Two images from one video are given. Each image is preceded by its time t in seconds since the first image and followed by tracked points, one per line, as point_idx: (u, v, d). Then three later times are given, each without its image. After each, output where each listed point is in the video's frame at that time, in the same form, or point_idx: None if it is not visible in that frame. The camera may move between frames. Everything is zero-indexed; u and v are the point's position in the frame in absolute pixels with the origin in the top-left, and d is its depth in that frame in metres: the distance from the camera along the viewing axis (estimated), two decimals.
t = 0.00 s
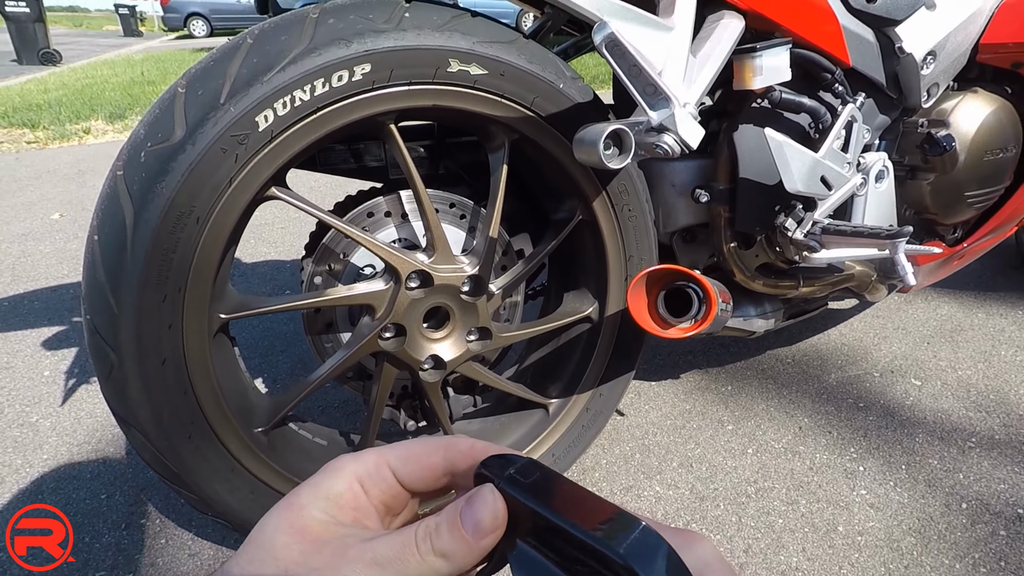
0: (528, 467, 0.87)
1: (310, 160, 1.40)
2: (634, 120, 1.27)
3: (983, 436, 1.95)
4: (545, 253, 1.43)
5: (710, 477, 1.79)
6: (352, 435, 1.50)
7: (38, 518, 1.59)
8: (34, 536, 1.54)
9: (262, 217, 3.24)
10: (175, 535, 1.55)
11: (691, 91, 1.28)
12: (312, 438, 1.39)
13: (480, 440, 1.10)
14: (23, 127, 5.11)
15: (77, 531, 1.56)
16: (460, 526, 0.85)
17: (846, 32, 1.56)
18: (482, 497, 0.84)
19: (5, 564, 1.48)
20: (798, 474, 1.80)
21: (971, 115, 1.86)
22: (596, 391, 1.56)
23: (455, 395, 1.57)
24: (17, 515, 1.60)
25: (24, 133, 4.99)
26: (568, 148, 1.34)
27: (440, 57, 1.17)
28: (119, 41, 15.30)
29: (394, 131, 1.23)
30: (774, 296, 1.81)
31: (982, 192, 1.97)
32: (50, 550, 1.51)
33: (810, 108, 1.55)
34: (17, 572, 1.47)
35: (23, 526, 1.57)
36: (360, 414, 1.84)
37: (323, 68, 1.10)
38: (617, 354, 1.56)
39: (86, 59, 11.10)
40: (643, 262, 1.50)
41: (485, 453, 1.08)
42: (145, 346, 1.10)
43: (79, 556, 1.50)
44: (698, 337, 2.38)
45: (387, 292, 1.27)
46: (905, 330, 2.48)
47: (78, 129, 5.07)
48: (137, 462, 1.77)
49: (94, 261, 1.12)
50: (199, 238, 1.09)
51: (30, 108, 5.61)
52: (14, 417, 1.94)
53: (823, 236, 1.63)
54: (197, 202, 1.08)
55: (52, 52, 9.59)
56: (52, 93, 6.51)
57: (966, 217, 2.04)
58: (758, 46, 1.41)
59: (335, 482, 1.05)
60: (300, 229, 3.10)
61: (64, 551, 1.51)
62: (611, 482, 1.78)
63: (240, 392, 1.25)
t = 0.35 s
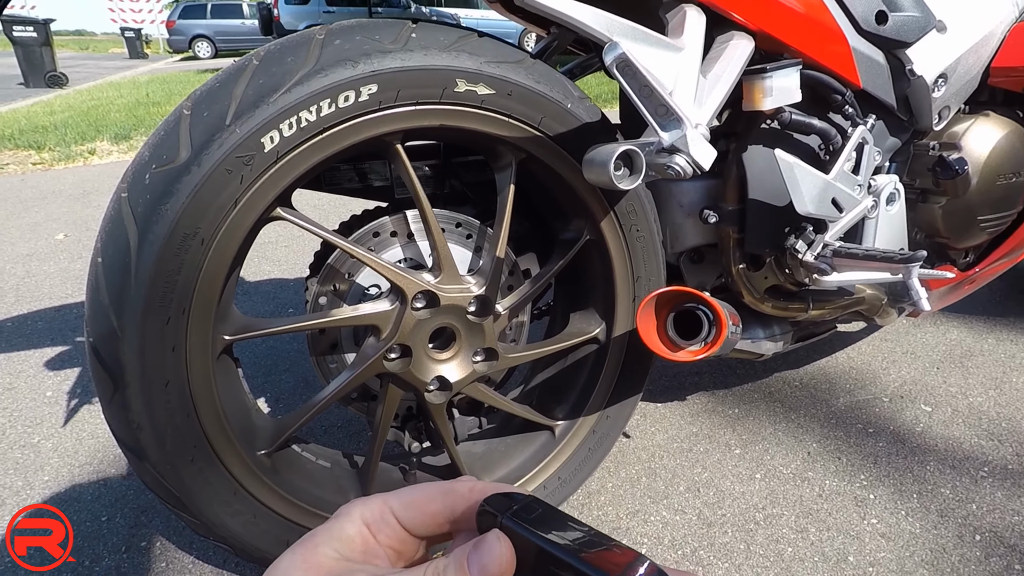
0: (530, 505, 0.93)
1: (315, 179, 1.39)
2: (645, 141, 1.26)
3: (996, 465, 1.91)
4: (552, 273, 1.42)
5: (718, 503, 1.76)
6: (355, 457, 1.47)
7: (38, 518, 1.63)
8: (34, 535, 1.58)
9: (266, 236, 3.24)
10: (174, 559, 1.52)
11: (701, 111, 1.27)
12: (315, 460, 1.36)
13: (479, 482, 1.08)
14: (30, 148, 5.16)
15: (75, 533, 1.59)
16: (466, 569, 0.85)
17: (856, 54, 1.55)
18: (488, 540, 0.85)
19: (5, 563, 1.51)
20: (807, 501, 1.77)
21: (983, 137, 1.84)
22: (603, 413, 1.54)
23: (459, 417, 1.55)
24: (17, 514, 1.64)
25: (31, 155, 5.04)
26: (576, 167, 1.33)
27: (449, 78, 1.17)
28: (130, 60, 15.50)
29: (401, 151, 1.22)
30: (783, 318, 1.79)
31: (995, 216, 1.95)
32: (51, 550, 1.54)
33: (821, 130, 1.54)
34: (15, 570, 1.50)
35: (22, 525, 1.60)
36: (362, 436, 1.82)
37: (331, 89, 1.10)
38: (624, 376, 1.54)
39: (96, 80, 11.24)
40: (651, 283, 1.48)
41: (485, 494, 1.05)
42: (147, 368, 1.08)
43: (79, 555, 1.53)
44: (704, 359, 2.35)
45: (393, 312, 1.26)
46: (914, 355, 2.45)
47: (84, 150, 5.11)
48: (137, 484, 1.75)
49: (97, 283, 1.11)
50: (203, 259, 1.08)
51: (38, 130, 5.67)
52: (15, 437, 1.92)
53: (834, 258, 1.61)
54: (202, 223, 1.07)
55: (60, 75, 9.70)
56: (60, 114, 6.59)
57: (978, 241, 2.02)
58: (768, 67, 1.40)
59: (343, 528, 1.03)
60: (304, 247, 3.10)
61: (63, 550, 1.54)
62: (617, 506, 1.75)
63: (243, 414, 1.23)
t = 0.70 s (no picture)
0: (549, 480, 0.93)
1: (322, 179, 1.39)
2: (653, 138, 1.25)
3: (1006, 463, 1.90)
4: (559, 271, 1.42)
5: (726, 501, 1.75)
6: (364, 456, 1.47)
7: (39, 518, 1.64)
8: (34, 535, 1.58)
9: (271, 236, 3.24)
10: (184, 558, 1.53)
11: (710, 108, 1.26)
12: (323, 459, 1.36)
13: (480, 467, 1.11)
14: (37, 150, 5.19)
15: (75, 531, 1.60)
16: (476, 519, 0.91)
17: (866, 50, 1.54)
18: (495, 492, 0.92)
19: (5, 563, 1.52)
20: (816, 499, 1.76)
21: (993, 134, 1.83)
22: (610, 412, 1.53)
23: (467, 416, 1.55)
24: (17, 514, 1.64)
25: (38, 157, 5.07)
26: (583, 165, 1.33)
27: (455, 76, 1.17)
28: (137, 63, 15.57)
29: (408, 150, 1.22)
30: (791, 315, 1.78)
31: (1006, 213, 1.94)
32: (50, 550, 1.55)
33: (830, 126, 1.53)
34: (16, 570, 1.51)
35: (22, 525, 1.61)
36: (370, 435, 1.82)
37: (338, 88, 1.10)
38: (632, 374, 1.53)
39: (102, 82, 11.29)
40: (658, 281, 1.48)
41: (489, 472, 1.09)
42: (157, 368, 1.09)
43: (79, 555, 1.53)
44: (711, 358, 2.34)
45: (400, 311, 1.26)
46: (923, 353, 2.43)
47: (90, 152, 5.14)
48: (146, 483, 1.76)
49: (106, 283, 1.12)
50: (212, 258, 1.08)
51: (44, 132, 5.70)
52: (25, 438, 1.93)
53: (843, 256, 1.60)
54: (211, 223, 1.07)
55: (65, 78, 9.75)
56: (66, 116, 6.63)
57: (988, 238, 2.00)
58: (777, 64, 1.39)
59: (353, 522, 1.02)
60: (310, 247, 3.11)
61: (63, 550, 1.55)
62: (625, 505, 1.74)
63: (252, 414, 1.23)
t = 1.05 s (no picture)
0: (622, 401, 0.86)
1: (321, 170, 1.39)
2: (654, 129, 1.24)
3: (1004, 456, 1.90)
4: (558, 264, 1.41)
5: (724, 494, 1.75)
6: (363, 449, 1.47)
7: (37, 518, 1.62)
8: (33, 535, 1.56)
9: (271, 230, 3.23)
10: (185, 552, 1.53)
11: (712, 99, 1.26)
12: (322, 451, 1.36)
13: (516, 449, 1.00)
14: (36, 144, 5.18)
15: (75, 531, 1.58)
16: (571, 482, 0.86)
17: (869, 43, 1.53)
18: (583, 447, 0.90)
19: (4, 563, 1.50)
20: (815, 492, 1.76)
21: (996, 129, 1.82)
22: (610, 404, 1.53)
23: (467, 408, 1.54)
24: (17, 515, 1.62)
25: (37, 151, 5.05)
26: (584, 157, 1.32)
27: (456, 65, 1.16)
28: (137, 57, 15.53)
29: (408, 141, 1.21)
30: (791, 309, 1.78)
31: (1007, 209, 1.93)
32: (50, 550, 1.53)
33: (832, 120, 1.53)
34: (15, 570, 1.49)
35: (22, 525, 1.59)
36: (370, 428, 1.82)
37: (337, 77, 1.09)
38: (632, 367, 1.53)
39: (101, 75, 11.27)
40: (659, 274, 1.47)
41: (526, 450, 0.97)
42: (155, 359, 1.08)
43: (78, 555, 1.52)
44: (711, 352, 2.34)
45: (398, 303, 1.25)
46: (923, 347, 2.43)
47: (90, 146, 5.13)
48: (146, 477, 1.76)
49: (103, 274, 1.11)
50: (209, 249, 1.08)
51: (44, 126, 5.69)
52: (25, 433, 1.93)
53: (843, 250, 1.58)
54: (209, 213, 1.06)
55: (65, 72, 9.68)
56: (66, 110, 6.61)
57: (989, 233, 1.99)
58: (779, 56, 1.39)
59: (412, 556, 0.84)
60: (311, 241, 3.10)
61: (63, 550, 1.53)
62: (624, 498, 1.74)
63: (251, 406, 1.23)
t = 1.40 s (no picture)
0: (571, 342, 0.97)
1: (297, 143, 1.36)
2: (634, 108, 1.24)
3: (962, 439, 1.96)
4: (537, 244, 1.41)
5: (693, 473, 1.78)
6: (337, 426, 1.46)
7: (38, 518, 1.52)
8: (33, 535, 1.48)
9: (245, 205, 3.17)
10: (153, 528, 1.50)
11: (693, 80, 1.26)
12: (294, 428, 1.35)
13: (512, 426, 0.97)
14: None
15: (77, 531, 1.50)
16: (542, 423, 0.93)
17: (848, 33, 1.54)
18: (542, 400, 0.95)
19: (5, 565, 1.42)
20: (782, 472, 1.80)
21: (966, 123, 1.85)
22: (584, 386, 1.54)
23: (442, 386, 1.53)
24: (17, 514, 1.53)
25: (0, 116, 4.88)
26: (565, 137, 1.31)
27: (437, 37, 1.14)
28: (106, 23, 15.06)
29: (386, 114, 1.19)
30: (764, 294, 1.79)
31: (972, 200, 1.95)
32: (51, 550, 1.45)
33: (809, 107, 1.54)
34: (16, 572, 1.41)
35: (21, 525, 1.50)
36: (344, 406, 1.80)
37: (314, 44, 1.07)
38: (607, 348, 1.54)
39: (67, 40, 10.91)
40: (636, 255, 1.47)
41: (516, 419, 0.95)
42: (122, 329, 1.06)
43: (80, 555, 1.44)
44: (685, 336, 2.36)
45: (375, 279, 1.23)
46: (890, 335, 2.48)
47: (57, 112, 4.98)
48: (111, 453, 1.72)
49: (67, 240, 1.08)
50: (179, 217, 1.05)
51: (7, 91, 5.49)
52: None
53: (816, 236, 1.60)
54: (178, 180, 1.04)
55: (30, 34, 9.37)
56: (31, 74, 6.39)
57: (955, 224, 2.02)
58: (761, 42, 1.39)
59: None
60: (285, 218, 3.05)
61: (64, 550, 1.45)
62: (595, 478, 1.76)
63: (221, 380, 1.21)
